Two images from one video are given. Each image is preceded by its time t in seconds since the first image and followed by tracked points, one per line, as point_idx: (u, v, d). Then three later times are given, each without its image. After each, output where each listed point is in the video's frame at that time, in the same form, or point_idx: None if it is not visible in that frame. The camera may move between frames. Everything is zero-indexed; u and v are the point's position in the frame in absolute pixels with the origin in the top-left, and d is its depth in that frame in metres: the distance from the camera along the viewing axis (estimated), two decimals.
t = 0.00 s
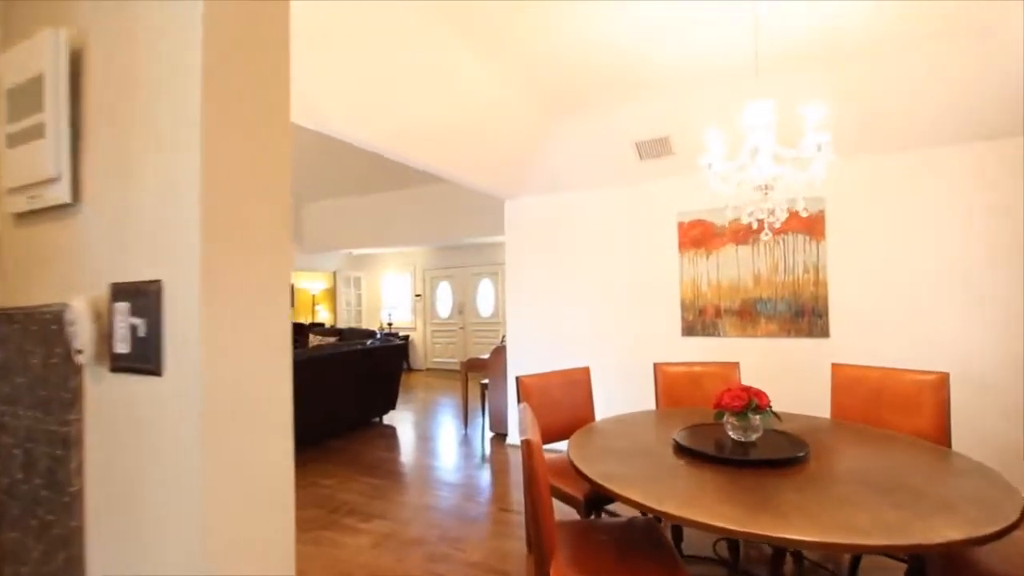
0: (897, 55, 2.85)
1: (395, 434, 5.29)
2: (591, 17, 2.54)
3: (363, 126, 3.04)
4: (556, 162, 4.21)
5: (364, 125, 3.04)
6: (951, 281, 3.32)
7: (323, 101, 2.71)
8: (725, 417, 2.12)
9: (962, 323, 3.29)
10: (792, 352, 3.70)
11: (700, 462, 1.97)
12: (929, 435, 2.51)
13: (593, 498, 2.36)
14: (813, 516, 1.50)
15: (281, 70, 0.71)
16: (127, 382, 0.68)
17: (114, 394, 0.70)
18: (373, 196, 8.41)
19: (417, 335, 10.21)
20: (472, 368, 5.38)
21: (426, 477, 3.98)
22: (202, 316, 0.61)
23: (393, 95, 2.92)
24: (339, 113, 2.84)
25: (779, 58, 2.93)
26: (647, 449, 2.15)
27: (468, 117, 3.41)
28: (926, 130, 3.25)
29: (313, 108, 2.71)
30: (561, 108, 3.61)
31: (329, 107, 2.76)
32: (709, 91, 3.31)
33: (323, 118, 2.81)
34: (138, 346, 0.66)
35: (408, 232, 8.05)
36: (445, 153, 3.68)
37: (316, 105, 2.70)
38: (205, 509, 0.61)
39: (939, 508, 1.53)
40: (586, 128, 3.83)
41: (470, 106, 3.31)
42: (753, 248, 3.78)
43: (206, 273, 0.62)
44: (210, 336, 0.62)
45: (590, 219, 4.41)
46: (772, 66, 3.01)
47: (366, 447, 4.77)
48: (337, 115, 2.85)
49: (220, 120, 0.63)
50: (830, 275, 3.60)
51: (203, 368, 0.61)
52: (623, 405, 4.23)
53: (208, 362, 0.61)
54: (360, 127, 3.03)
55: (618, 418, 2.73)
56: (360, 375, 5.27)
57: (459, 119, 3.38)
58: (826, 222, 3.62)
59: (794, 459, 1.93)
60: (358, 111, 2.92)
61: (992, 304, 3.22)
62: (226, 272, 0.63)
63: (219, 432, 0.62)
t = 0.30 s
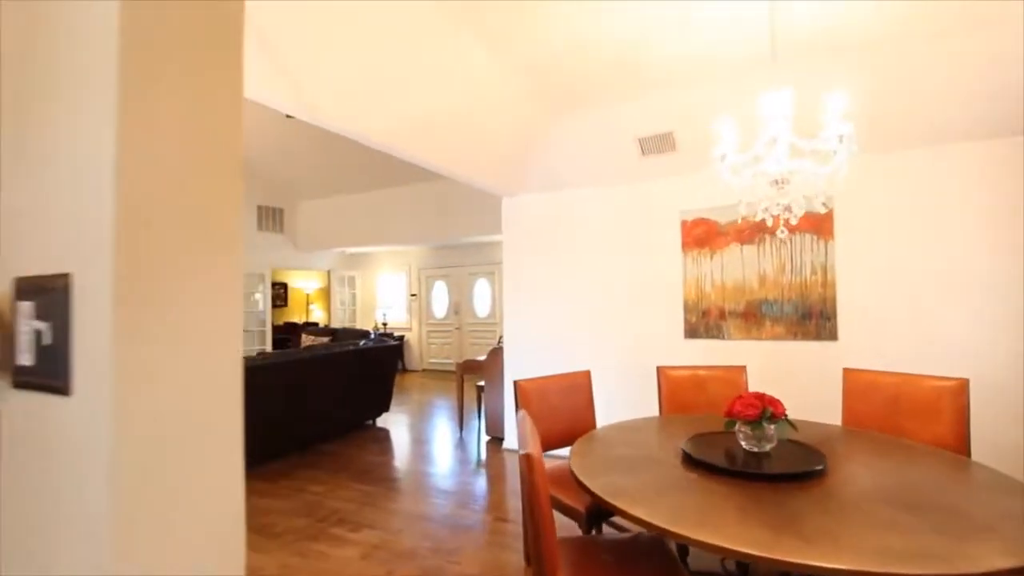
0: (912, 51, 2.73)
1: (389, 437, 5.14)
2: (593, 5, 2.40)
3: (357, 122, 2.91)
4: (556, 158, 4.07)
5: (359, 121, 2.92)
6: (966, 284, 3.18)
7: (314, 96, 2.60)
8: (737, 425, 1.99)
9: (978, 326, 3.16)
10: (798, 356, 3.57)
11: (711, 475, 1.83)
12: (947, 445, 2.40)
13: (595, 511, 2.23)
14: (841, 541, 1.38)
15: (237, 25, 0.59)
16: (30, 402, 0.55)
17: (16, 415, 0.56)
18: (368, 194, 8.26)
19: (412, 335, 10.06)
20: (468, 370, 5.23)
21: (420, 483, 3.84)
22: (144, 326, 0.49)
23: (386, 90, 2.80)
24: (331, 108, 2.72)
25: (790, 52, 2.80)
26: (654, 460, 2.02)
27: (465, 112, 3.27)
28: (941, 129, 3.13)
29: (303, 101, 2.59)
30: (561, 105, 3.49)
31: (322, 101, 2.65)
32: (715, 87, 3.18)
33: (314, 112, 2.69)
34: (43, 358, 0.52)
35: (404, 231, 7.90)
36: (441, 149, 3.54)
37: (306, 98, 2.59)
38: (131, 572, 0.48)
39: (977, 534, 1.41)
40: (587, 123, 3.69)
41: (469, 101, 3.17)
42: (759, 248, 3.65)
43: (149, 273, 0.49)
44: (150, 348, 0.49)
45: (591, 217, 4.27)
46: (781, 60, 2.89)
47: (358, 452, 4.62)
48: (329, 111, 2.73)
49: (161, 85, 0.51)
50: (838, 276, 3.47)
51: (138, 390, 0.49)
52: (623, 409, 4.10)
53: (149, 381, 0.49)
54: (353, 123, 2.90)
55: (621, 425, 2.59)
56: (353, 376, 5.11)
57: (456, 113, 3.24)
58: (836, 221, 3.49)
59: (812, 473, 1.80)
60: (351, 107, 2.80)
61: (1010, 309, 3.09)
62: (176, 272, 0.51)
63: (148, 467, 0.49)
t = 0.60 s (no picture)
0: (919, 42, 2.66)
1: (381, 441, 5.01)
2: None
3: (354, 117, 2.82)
4: (555, 154, 3.96)
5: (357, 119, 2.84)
6: (980, 285, 3.07)
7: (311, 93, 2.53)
8: (747, 434, 1.88)
9: (989, 329, 3.06)
10: (803, 359, 3.47)
11: (720, 487, 1.72)
12: (962, 455, 2.30)
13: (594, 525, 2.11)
14: (862, 564, 1.26)
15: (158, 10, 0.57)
16: None
17: None
18: (362, 192, 8.14)
19: (407, 336, 9.92)
20: (462, 372, 5.11)
21: (412, 490, 3.72)
22: (139, 329, 0.51)
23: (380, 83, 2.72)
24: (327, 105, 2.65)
25: (797, 43, 2.72)
26: (657, 471, 1.91)
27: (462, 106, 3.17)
28: (951, 125, 3.04)
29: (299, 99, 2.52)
30: (562, 96, 3.41)
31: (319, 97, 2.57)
32: (717, 79, 3.09)
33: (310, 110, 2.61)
34: None
35: (399, 231, 7.79)
36: (439, 145, 3.40)
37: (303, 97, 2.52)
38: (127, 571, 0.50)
39: (1011, 556, 1.30)
40: (587, 117, 3.60)
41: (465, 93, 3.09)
42: (763, 248, 3.55)
43: (144, 276, 0.52)
44: (143, 351, 0.52)
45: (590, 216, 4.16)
46: (788, 52, 2.80)
47: (349, 456, 4.49)
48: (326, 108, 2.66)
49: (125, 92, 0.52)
50: (844, 278, 3.38)
51: (130, 393, 0.51)
52: (622, 413, 3.99)
53: (142, 383, 0.52)
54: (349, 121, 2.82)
55: (620, 432, 2.48)
56: (345, 379, 4.97)
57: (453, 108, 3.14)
58: (842, 221, 3.40)
59: (827, 486, 1.69)
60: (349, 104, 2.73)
61: None
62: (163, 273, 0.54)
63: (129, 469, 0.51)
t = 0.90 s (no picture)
0: (927, 34, 2.58)
1: (373, 445, 4.87)
2: None
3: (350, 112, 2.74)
4: (553, 149, 3.83)
5: (356, 114, 2.78)
6: (992, 287, 2.96)
7: (308, 89, 2.46)
8: (756, 445, 1.76)
9: (1001, 331, 2.94)
10: (807, 362, 3.36)
11: (730, 502, 1.60)
12: (978, 465, 2.19)
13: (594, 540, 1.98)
14: None
15: None
16: None
17: None
18: (356, 190, 8.01)
19: (401, 337, 9.78)
20: (456, 374, 4.98)
21: (403, 497, 3.58)
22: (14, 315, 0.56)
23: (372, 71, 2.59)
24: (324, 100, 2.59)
25: (802, 35, 2.63)
26: (661, 484, 1.78)
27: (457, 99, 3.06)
28: (965, 122, 2.92)
29: (296, 95, 2.45)
30: (556, 90, 3.32)
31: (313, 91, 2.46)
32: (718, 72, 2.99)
33: (307, 104, 2.54)
34: None
35: (393, 230, 7.67)
36: (433, 140, 3.28)
37: (300, 91, 2.45)
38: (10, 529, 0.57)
39: None
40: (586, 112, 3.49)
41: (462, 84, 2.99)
42: (766, 247, 3.44)
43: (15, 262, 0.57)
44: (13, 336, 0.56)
45: (588, 214, 4.03)
46: (792, 43, 2.70)
47: (338, 461, 4.35)
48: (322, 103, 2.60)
49: None
50: (850, 278, 3.27)
51: None
52: (620, 417, 3.86)
53: None
54: (349, 114, 2.74)
55: (621, 440, 2.35)
56: (336, 381, 4.82)
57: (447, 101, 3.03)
58: (848, 220, 3.29)
59: (845, 502, 1.56)
60: (346, 96, 2.66)
61: None
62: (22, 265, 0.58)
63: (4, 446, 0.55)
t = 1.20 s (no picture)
0: (949, 20, 2.44)
1: (367, 450, 4.72)
2: None
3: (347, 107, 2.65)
4: (554, 142, 3.69)
5: (356, 106, 2.68)
6: (1015, 288, 2.80)
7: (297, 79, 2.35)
8: (772, 459, 1.62)
9: None
10: (818, 367, 3.22)
11: (747, 525, 1.46)
12: (1006, 478, 2.05)
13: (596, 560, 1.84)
14: None
15: None
16: None
17: None
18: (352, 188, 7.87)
19: (398, 337, 9.63)
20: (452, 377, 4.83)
21: (396, 506, 3.44)
22: None
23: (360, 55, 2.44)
24: (327, 95, 2.53)
25: (816, 22, 2.50)
26: (670, 503, 1.64)
27: (454, 89, 2.93)
28: (987, 115, 2.78)
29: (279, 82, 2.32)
30: (555, 81, 3.20)
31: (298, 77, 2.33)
32: (726, 61, 2.87)
33: (297, 95, 2.43)
34: None
35: (390, 229, 7.54)
36: (430, 134, 3.14)
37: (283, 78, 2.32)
38: None
39: None
40: (587, 104, 3.38)
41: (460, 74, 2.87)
42: (775, 246, 3.30)
43: None
44: None
45: (589, 211, 3.89)
46: (806, 30, 2.57)
47: (330, 467, 4.20)
48: (326, 99, 2.54)
49: None
50: (862, 279, 3.12)
51: None
52: (623, 423, 3.72)
53: None
54: (347, 108, 2.65)
55: (624, 451, 2.21)
56: (329, 383, 4.67)
57: (442, 92, 2.89)
58: (861, 218, 3.14)
59: (874, 525, 1.42)
60: (337, 88, 2.54)
61: None
62: None
63: None
